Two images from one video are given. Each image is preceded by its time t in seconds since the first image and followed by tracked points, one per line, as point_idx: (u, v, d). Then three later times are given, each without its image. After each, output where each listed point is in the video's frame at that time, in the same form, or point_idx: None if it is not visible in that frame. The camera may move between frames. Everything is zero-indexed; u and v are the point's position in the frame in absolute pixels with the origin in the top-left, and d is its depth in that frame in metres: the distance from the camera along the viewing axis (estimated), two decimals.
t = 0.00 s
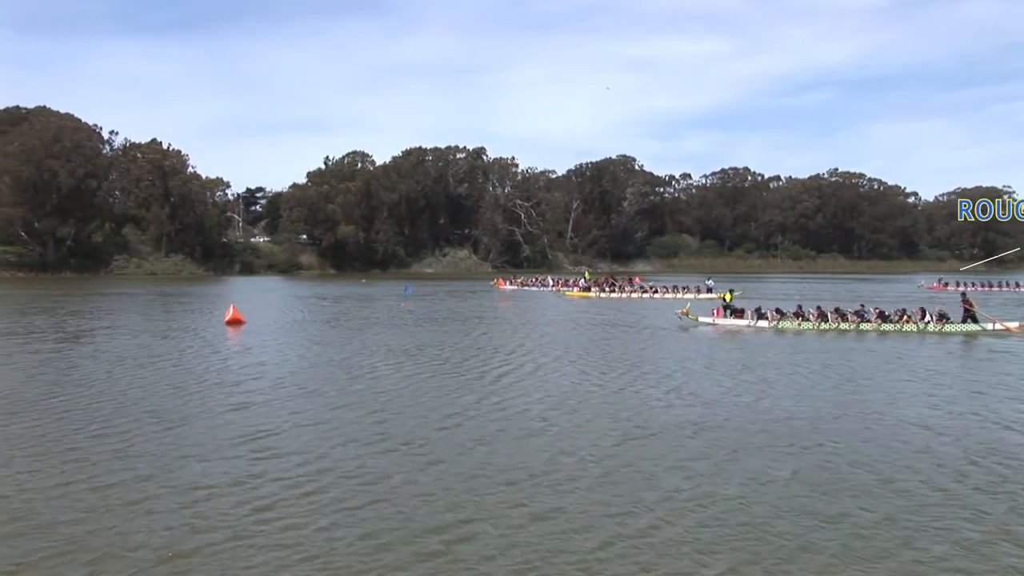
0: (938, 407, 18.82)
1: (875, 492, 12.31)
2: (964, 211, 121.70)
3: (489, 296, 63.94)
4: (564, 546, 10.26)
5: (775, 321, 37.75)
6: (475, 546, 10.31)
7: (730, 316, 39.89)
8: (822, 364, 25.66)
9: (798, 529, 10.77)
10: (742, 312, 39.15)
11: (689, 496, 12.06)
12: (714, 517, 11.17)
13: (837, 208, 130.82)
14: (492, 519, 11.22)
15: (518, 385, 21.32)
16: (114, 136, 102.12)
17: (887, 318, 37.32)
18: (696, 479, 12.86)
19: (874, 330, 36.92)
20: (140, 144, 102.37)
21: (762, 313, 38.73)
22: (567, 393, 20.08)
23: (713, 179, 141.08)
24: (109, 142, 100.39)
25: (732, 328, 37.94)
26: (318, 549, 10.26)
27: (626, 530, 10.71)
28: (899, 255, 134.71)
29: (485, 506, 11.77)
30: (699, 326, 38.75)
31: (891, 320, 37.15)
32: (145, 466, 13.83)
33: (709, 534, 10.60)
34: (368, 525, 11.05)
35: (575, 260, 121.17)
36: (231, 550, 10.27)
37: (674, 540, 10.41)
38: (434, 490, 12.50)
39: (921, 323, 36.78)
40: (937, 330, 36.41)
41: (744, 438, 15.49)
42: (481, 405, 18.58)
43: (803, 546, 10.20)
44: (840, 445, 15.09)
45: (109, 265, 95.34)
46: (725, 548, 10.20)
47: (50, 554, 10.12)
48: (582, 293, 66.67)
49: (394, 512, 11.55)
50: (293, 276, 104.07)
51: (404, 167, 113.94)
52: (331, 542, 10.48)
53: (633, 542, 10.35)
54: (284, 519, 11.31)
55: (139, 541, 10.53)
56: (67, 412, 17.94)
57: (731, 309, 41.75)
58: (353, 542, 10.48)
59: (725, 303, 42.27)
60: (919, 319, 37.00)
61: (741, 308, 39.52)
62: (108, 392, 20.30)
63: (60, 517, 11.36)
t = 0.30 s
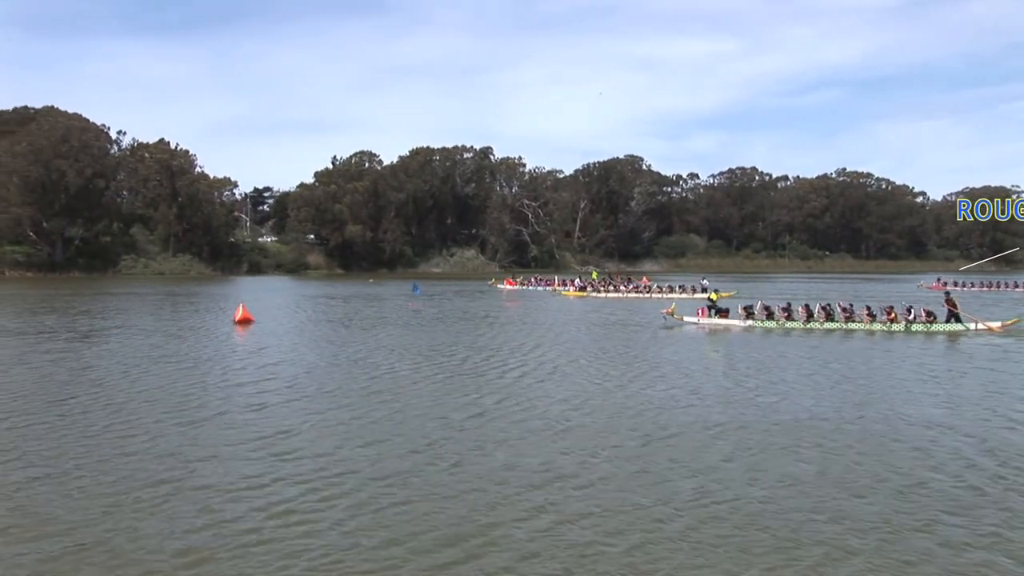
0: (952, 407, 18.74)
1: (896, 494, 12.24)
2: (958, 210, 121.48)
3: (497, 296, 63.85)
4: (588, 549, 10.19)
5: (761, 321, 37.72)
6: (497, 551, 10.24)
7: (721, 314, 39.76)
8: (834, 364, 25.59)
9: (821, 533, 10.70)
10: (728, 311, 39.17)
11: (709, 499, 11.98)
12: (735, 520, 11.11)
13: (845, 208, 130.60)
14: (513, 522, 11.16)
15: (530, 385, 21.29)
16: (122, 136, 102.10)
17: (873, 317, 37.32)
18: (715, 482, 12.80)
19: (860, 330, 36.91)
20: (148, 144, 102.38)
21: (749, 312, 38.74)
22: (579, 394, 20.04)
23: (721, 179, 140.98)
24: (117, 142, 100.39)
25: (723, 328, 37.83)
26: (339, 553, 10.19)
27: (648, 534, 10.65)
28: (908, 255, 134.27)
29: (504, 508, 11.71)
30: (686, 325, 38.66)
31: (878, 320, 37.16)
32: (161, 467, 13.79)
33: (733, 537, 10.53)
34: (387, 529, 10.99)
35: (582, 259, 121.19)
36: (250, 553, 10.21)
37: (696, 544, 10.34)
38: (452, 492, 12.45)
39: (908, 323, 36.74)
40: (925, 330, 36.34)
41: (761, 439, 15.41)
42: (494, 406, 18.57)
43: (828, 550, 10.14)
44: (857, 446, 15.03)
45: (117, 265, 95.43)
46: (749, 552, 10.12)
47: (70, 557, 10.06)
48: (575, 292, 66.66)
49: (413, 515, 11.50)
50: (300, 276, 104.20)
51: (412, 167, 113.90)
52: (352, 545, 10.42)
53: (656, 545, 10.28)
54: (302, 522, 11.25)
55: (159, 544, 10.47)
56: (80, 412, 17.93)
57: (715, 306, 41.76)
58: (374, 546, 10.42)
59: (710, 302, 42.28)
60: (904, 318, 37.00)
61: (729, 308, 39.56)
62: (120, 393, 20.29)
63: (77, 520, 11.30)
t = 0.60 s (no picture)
0: (961, 407, 18.69)
1: (909, 495, 12.19)
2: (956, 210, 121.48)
3: (502, 296, 63.83)
4: (601, 550, 10.15)
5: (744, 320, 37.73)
6: (513, 552, 10.20)
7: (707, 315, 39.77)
8: (842, 364, 25.54)
9: (836, 534, 10.65)
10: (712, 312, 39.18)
11: (721, 500, 11.94)
12: (748, 522, 11.06)
13: (852, 208, 130.38)
14: (524, 524, 11.12)
15: (537, 386, 21.25)
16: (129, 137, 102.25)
17: (854, 317, 37.47)
18: (726, 482, 12.76)
19: (842, 330, 37.03)
20: (155, 145, 102.53)
21: (731, 313, 38.77)
22: (586, 394, 20.00)
23: (728, 179, 141.01)
24: (124, 143, 100.56)
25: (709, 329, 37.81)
26: (350, 554, 10.16)
27: (661, 535, 10.61)
28: (916, 255, 133.88)
29: (516, 509, 11.67)
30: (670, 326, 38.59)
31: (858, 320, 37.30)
32: (169, 468, 13.75)
33: (747, 538, 10.49)
34: (399, 528, 10.96)
35: (589, 259, 121.35)
36: (262, 554, 10.18)
37: (709, 544, 10.31)
38: (463, 492, 12.42)
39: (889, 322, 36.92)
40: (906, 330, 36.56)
41: (770, 440, 15.37)
42: (502, 406, 18.53)
43: (843, 552, 10.10)
44: (866, 446, 14.98)
45: (124, 265, 95.60)
46: (763, 553, 10.08)
47: (80, 559, 10.01)
48: (570, 293, 66.64)
49: (425, 515, 11.46)
50: (306, 276, 104.37)
51: (418, 168, 113.87)
52: (364, 547, 10.39)
53: (669, 545, 10.25)
54: (312, 522, 11.22)
55: (169, 545, 10.44)
56: (88, 413, 17.93)
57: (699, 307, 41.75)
58: (386, 547, 10.40)
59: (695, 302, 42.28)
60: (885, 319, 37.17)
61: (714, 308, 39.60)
62: (129, 392, 20.27)
63: (86, 520, 11.27)
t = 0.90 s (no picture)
0: (977, 407, 18.68)
1: (935, 496, 12.17)
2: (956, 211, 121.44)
3: (512, 296, 63.82)
4: (627, 552, 10.14)
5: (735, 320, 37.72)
6: (541, 553, 10.19)
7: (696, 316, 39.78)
8: (854, 364, 25.55)
9: (862, 535, 10.63)
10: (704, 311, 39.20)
11: (744, 501, 11.90)
12: (772, 523, 11.05)
13: (862, 208, 130.06)
14: (549, 524, 11.09)
15: (551, 386, 21.22)
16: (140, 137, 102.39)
17: (845, 316, 37.58)
18: (750, 483, 12.72)
19: (832, 329, 37.08)
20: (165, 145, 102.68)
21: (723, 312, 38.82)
22: (600, 394, 19.99)
23: (738, 179, 140.85)
24: (134, 143, 100.72)
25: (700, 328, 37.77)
26: (375, 557, 10.13)
27: (685, 537, 10.59)
28: (926, 256, 133.20)
29: (537, 510, 11.64)
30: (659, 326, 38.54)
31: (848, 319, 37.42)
32: (188, 469, 13.73)
33: (773, 540, 10.46)
34: (422, 531, 10.94)
35: (599, 260, 121.24)
36: (286, 558, 10.11)
37: (736, 546, 10.29)
38: (485, 493, 12.38)
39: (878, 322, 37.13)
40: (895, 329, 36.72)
41: (788, 440, 15.34)
42: (516, 407, 18.55)
43: (871, 553, 10.07)
44: (884, 447, 14.94)
45: (134, 265, 95.73)
46: (788, 553, 10.06)
47: (106, 562, 9.97)
48: (569, 293, 66.61)
49: (447, 517, 11.43)
50: (316, 276, 104.44)
51: (428, 167, 113.84)
52: (388, 548, 10.36)
53: (698, 548, 10.24)
54: (335, 523, 11.21)
55: (193, 547, 10.40)
56: (106, 413, 17.92)
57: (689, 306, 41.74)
58: (413, 548, 10.38)
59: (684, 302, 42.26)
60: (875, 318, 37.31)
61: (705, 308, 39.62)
62: (146, 392, 20.30)
63: (109, 523, 11.23)
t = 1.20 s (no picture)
0: (988, 407, 18.62)
1: (953, 496, 12.15)
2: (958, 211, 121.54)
3: (518, 296, 63.80)
4: (649, 555, 10.07)
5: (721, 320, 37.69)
6: (562, 554, 10.18)
7: (685, 317, 39.67)
8: (865, 364, 25.46)
9: (884, 538, 10.57)
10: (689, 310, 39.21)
11: (761, 504, 11.84)
12: (792, 525, 10.99)
13: (871, 208, 129.90)
14: (568, 527, 11.03)
15: (564, 386, 21.15)
16: (148, 137, 102.47)
17: (829, 316, 37.61)
18: (767, 484, 12.70)
19: (817, 328, 37.11)
20: (174, 145, 102.68)
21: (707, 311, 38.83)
22: (613, 395, 19.91)
23: (746, 179, 140.65)
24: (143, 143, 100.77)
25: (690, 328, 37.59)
26: (396, 559, 10.11)
27: (707, 541, 10.52)
28: (935, 256, 132.78)
29: (554, 513, 11.56)
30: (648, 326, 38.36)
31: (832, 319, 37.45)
32: (202, 471, 13.67)
33: (795, 543, 10.40)
34: (441, 535, 10.88)
35: (607, 260, 120.97)
36: (309, 559, 10.10)
37: (759, 548, 10.22)
38: (500, 495, 12.38)
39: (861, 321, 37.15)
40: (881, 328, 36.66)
41: (802, 442, 15.25)
42: (528, 407, 18.49)
43: (893, 556, 10.01)
44: (897, 448, 14.92)
45: (143, 265, 95.79)
46: (810, 556, 10.00)
47: (124, 566, 9.91)
48: (564, 292, 66.54)
49: (465, 520, 11.36)
50: (324, 276, 104.63)
51: (436, 167, 113.88)
52: (407, 552, 10.29)
53: (718, 549, 10.22)
54: (352, 527, 11.14)
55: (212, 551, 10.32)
56: (119, 413, 17.86)
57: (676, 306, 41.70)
58: (434, 552, 10.30)
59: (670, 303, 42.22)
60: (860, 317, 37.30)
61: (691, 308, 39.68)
62: (156, 391, 20.29)
63: (125, 527, 11.15)
